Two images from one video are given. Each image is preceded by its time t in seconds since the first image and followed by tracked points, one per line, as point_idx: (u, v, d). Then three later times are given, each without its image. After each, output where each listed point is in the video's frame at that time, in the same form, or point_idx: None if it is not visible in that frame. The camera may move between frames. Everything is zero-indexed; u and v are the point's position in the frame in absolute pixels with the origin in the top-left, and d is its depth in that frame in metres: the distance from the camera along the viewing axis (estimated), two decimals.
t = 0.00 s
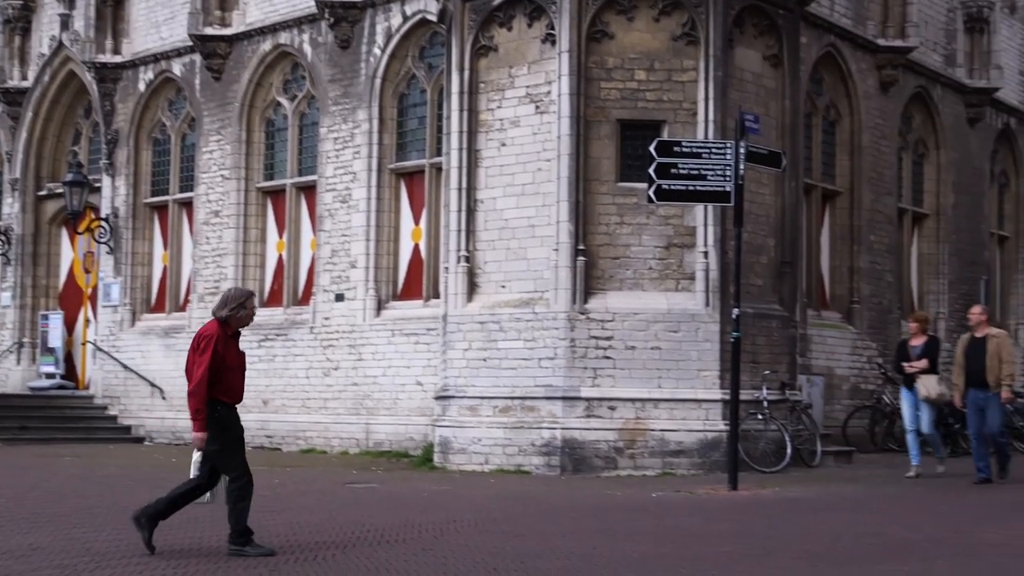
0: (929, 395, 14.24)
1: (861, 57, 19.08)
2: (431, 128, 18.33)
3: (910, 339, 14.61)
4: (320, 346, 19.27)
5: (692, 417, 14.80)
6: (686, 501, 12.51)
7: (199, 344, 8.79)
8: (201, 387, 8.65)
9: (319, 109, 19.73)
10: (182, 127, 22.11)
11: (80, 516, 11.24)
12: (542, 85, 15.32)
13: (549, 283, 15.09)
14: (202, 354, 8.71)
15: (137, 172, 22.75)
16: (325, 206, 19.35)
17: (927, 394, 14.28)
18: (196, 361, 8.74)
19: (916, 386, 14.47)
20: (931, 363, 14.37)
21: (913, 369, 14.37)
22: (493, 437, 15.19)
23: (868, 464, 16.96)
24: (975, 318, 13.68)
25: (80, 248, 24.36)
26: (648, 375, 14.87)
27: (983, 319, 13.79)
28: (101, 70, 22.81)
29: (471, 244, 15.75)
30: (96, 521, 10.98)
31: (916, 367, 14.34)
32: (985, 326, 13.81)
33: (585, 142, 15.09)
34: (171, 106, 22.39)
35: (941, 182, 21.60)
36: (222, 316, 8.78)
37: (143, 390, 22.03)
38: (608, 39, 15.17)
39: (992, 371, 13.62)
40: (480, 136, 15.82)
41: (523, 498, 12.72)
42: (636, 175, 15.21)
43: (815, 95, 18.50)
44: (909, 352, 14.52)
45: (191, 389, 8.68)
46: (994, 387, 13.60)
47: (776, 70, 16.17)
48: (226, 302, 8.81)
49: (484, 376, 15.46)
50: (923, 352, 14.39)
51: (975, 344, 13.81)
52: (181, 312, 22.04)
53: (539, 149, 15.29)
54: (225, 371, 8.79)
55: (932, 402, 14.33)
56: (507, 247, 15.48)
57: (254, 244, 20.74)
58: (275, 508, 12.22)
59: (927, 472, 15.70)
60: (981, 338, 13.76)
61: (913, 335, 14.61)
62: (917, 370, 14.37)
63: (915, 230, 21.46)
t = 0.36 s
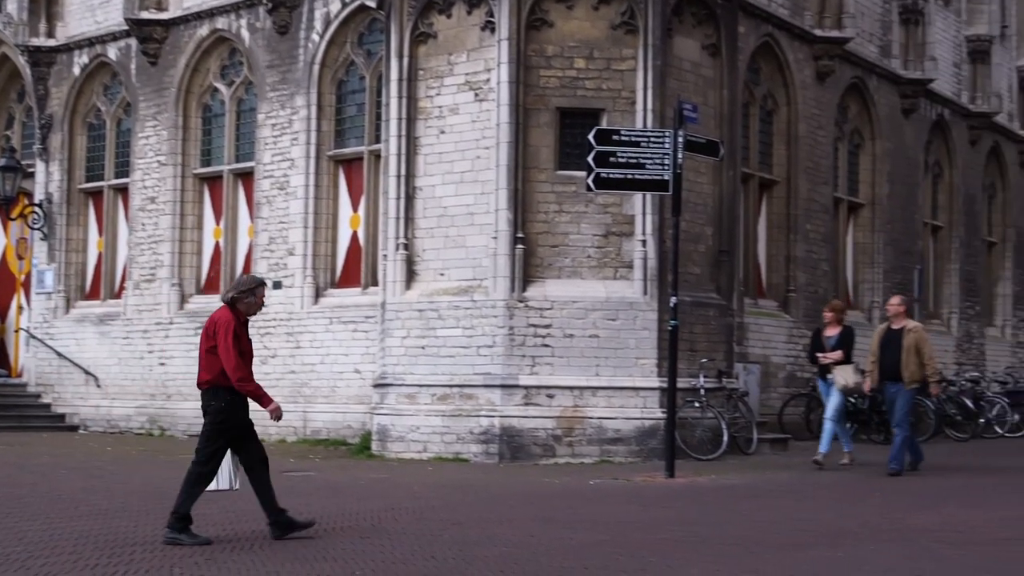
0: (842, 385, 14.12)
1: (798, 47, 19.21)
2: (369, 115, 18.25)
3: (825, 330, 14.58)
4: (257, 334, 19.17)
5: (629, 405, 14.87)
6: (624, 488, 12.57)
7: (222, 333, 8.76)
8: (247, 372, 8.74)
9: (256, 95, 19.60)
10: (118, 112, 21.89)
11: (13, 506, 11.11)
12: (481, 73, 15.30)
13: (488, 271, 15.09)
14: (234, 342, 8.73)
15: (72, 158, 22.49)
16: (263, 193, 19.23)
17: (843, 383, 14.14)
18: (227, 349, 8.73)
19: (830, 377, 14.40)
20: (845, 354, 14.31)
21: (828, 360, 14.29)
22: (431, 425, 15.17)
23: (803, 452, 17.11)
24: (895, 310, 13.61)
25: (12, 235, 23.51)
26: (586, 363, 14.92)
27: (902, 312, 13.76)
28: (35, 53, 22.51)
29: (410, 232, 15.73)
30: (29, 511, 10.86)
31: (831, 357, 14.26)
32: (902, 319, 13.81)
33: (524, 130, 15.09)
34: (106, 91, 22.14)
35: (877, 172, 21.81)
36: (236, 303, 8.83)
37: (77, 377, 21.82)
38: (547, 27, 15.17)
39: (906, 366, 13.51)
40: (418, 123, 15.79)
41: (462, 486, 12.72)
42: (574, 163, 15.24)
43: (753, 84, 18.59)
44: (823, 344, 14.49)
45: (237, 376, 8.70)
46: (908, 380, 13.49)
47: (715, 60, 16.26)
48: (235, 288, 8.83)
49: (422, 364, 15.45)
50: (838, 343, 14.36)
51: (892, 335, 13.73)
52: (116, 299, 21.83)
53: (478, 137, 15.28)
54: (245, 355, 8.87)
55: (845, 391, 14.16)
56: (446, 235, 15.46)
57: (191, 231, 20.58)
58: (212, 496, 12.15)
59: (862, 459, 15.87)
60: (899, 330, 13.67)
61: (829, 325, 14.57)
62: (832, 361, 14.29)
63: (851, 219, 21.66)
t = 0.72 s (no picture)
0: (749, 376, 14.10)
1: (731, 42, 19.34)
2: (302, 106, 18.14)
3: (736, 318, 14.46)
4: (188, 326, 19.03)
5: (562, 398, 14.93)
6: (557, 481, 12.61)
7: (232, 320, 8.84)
8: (239, 364, 8.73)
9: (188, 86, 19.42)
10: (46, 102, 21.60)
11: None
12: (415, 65, 15.26)
13: (422, 264, 15.07)
14: (240, 331, 8.78)
15: None
16: (194, 184, 19.08)
17: (748, 375, 14.14)
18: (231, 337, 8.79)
19: (738, 367, 14.35)
20: (755, 344, 14.21)
21: (737, 350, 14.21)
22: (364, 418, 15.13)
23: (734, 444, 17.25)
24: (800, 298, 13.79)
25: None
26: (519, 356, 14.94)
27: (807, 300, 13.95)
28: None
29: (344, 224, 15.69)
30: None
31: (739, 347, 14.20)
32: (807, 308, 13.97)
33: (458, 123, 15.08)
34: (35, 80, 21.84)
35: (808, 167, 22.01)
36: (254, 295, 8.89)
37: (4, 370, 21.53)
38: (482, 21, 15.15)
39: (812, 353, 13.82)
40: (352, 115, 15.74)
41: (395, 480, 12.69)
42: (509, 157, 15.25)
43: (686, 80, 18.66)
44: (734, 332, 14.38)
45: (229, 365, 8.73)
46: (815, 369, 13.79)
47: (648, 55, 16.33)
48: (258, 280, 8.91)
49: (356, 357, 15.42)
50: (749, 333, 14.23)
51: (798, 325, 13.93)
52: (44, 291, 21.56)
53: (412, 129, 15.25)
54: (253, 348, 8.89)
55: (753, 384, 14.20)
56: (380, 228, 15.43)
57: (121, 222, 20.37)
58: (143, 490, 12.03)
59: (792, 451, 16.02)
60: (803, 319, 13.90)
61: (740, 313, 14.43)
62: (741, 350, 14.22)
63: (783, 214, 21.84)
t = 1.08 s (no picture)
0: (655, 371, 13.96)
1: (660, 35, 19.42)
2: (231, 95, 17.98)
3: (641, 312, 14.25)
4: (114, 317, 18.85)
5: (492, 389, 14.94)
6: (487, 472, 12.61)
7: (236, 317, 8.86)
8: (236, 362, 8.74)
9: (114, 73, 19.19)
10: None
11: None
12: (345, 55, 15.18)
13: (351, 255, 15.01)
14: (241, 329, 8.78)
15: None
16: (121, 173, 18.87)
17: (655, 371, 14.01)
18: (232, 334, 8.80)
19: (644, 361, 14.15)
20: (660, 338, 14.04)
21: (642, 346, 14.04)
22: (292, 410, 15.06)
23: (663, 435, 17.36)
24: (696, 290, 13.64)
25: None
26: (448, 347, 14.93)
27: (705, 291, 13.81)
28: None
29: (272, 214, 15.61)
30: None
31: (644, 342, 14.02)
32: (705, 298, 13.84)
33: (388, 113, 15.02)
34: None
35: (736, 160, 22.15)
36: (260, 294, 8.87)
37: None
38: (412, 11, 15.09)
39: (713, 343, 13.65)
40: (281, 104, 15.66)
41: (324, 472, 12.64)
42: (439, 147, 15.21)
43: (617, 72, 18.68)
44: (638, 326, 14.17)
45: (227, 361, 8.76)
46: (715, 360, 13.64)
47: (578, 46, 16.38)
48: (264, 280, 8.87)
49: (284, 348, 15.34)
50: (653, 327, 14.04)
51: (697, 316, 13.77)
52: None
53: (341, 119, 15.18)
54: (258, 345, 8.89)
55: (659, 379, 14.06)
56: (309, 218, 15.36)
57: (46, 211, 20.11)
58: (68, 483, 11.89)
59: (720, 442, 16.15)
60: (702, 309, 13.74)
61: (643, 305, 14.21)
62: (646, 346, 14.04)
63: (711, 206, 21.98)
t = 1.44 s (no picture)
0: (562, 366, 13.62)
1: (590, 31, 19.46)
2: (158, 88, 17.79)
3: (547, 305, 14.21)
4: (39, 310, 18.62)
5: (422, 384, 14.91)
6: (417, 467, 12.59)
7: (248, 305, 9.10)
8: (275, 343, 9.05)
9: (39, 64, 18.92)
10: None
11: None
12: (274, 47, 15.08)
13: (280, 250, 14.92)
14: (260, 313, 9.06)
15: None
16: (45, 165, 18.61)
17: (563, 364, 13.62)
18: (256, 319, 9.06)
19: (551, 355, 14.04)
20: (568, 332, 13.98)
21: (551, 340, 13.92)
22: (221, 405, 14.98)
23: (592, 429, 17.43)
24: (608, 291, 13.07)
25: None
26: (378, 342, 14.87)
27: (617, 288, 13.27)
28: None
29: (200, 208, 15.48)
30: None
31: (554, 336, 13.91)
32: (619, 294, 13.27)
33: (318, 107, 14.93)
34: None
35: (665, 155, 22.26)
36: (262, 278, 9.19)
37: None
38: (342, 5, 15.01)
39: (622, 342, 13.04)
40: (209, 97, 15.52)
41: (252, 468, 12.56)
42: (369, 142, 15.15)
43: (547, 67, 18.68)
44: (546, 320, 14.08)
45: (262, 345, 9.01)
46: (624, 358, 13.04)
47: (508, 41, 16.40)
48: (263, 265, 9.20)
49: (212, 342, 15.22)
50: (562, 321, 13.99)
51: (608, 313, 13.24)
52: None
53: (271, 112, 15.07)
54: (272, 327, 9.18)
55: (566, 373, 13.67)
56: (238, 213, 15.24)
57: None
58: None
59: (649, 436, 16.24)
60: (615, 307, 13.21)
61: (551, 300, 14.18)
62: (554, 339, 13.94)
63: (641, 202, 22.05)
